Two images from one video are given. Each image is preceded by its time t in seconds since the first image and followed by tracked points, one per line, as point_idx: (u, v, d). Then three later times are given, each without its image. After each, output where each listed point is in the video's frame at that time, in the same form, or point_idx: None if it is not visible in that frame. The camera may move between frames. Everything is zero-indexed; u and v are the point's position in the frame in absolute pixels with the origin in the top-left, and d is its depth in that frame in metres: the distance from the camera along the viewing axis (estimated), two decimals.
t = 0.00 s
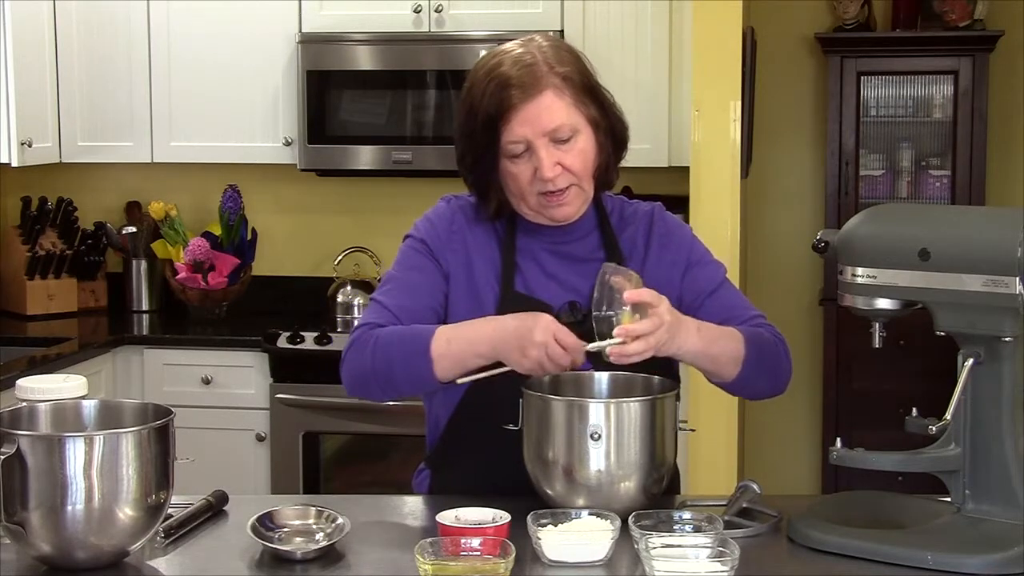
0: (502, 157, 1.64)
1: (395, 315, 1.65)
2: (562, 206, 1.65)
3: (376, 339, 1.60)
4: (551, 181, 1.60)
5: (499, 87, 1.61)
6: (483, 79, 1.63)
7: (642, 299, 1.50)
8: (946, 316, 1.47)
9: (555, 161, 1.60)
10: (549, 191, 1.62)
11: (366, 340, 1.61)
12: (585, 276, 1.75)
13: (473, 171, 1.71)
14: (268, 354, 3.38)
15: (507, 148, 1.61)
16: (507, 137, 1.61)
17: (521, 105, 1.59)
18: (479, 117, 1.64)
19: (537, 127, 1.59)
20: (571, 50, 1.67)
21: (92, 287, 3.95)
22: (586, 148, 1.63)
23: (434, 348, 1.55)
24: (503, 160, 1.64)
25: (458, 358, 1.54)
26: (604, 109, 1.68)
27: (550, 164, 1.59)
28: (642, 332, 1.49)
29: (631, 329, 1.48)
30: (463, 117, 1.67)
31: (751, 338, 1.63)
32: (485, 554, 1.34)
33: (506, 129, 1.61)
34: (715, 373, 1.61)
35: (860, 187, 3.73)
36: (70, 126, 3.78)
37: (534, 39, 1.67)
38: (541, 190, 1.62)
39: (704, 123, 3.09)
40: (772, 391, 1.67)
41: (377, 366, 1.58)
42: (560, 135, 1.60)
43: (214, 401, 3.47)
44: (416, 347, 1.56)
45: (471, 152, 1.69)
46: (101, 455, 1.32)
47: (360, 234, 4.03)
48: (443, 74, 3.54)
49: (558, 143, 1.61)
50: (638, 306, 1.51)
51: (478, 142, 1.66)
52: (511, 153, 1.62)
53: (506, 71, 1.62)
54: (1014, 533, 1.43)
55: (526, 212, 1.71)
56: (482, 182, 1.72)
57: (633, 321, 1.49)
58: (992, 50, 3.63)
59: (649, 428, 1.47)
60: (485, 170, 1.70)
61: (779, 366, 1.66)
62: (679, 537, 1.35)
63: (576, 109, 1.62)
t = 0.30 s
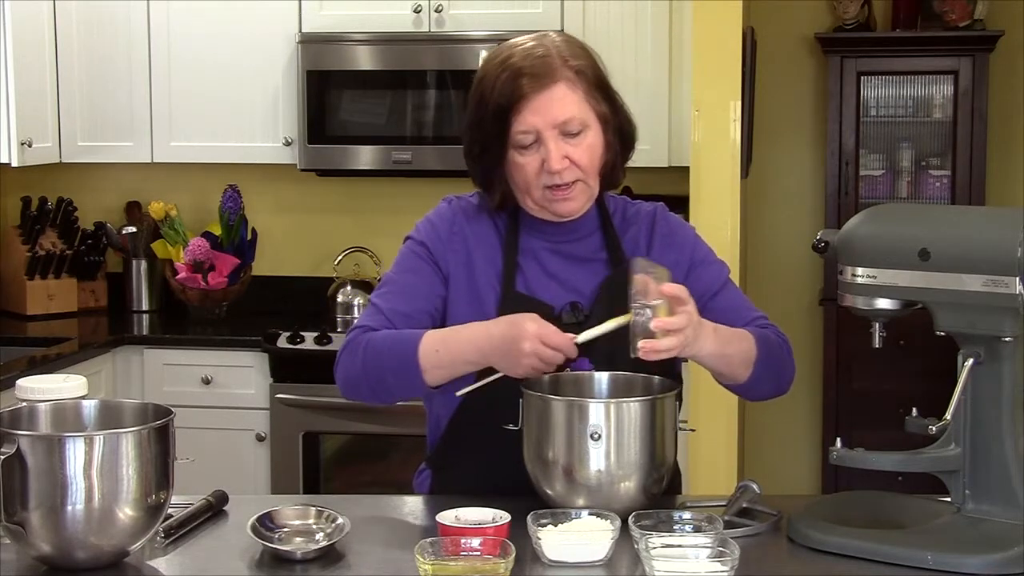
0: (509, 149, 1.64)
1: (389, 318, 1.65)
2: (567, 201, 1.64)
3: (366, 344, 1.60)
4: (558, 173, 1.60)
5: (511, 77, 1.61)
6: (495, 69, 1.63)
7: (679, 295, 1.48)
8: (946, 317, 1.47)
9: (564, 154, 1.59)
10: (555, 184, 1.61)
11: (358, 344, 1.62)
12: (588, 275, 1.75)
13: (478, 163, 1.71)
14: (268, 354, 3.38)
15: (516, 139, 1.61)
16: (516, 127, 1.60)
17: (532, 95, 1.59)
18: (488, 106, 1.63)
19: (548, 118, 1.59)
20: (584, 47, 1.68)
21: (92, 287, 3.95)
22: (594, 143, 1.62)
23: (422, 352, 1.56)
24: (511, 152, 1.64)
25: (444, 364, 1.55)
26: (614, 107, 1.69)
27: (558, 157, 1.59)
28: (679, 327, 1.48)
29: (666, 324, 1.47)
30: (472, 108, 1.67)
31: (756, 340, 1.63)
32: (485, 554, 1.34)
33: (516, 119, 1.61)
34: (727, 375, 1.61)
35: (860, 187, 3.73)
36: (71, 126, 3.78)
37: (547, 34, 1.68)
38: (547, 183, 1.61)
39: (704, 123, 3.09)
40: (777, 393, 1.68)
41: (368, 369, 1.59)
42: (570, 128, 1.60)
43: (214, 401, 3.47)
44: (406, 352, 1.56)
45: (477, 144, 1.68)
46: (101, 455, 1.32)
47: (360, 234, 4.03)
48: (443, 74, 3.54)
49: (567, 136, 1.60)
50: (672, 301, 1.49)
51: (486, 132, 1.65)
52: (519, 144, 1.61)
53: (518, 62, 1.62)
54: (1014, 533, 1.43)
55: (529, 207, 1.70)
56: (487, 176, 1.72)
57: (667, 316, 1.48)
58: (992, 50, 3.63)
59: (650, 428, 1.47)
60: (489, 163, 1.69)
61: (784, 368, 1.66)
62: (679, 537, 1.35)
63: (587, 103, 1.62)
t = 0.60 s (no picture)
0: (518, 142, 1.64)
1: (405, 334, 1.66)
2: (571, 200, 1.64)
3: (389, 364, 1.61)
4: (565, 169, 1.59)
5: (526, 69, 1.61)
6: (510, 60, 1.63)
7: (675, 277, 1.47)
8: (946, 316, 1.47)
9: (572, 150, 1.59)
10: (560, 180, 1.61)
11: (379, 362, 1.62)
12: (589, 276, 1.75)
13: (485, 155, 1.71)
14: (268, 354, 3.38)
15: (526, 131, 1.61)
16: (527, 119, 1.60)
17: (546, 88, 1.60)
18: (500, 96, 1.63)
19: (560, 112, 1.59)
20: (600, 46, 1.68)
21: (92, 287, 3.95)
22: (603, 142, 1.62)
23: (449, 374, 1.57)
24: (519, 145, 1.64)
25: (471, 376, 1.55)
26: (626, 109, 1.69)
27: (566, 152, 1.59)
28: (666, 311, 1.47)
29: (654, 304, 1.46)
30: (484, 99, 1.67)
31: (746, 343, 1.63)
32: (485, 554, 1.34)
33: (528, 111, 1.61)
34: (705, 370, 1.61)
35: (860, 187, 3.73)
36: (71, 125, 3.78)
37: (565, 32, 1.68)
38: (552, 179, 1.61)
39: (704, 123, 3.09)
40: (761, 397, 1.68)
41: (392, 390, 1.60)
42: (581, 124, 1.60)
43: (214, 401, 3.47)
44: (432, 371, 1.58)
45: (485, 135, 1.68)
46: (101, 455, 1.32)
47: (360, 234, 4.03)
48: (443, 74, 3.54)
49: (577, 133, 1.60)
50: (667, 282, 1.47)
51: (495, 124, 1.65)
52: (528, 136, 1.61)
53: (534, 54, 1.62)
54: (1014, 533, 1.43)
55: (534, 203, 1.70)
56: (495, 171, 1.71)
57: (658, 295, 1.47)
58: (992, 50, 3.63)
59: (650, 428, 1.47)
60: (496, 156, 1.69)
61: (768, 371, 1.66)
62: (679, 537, 1.35)
63: (600, 101, 1.63)
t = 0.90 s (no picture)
0: (522, 141, 1.63)
1: (385, 327, 1.66)
2: (573, 200, 1.64)
3: (361, 353, 1.61)
4: (568, 169, 1.60)
5: (533, 68, 1.61)
6: (517, 59, 1.63)
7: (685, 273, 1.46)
8: (945, 317, 1.47)
9: (576, 150, 1.59)
10: (564, 180, 1.61)
11: (354, 350, 1.63)
12: (589, 277, 1.75)
13: (488, 153, 1.71)
14: (268, 354, 3.38)
15: (530, 130, 1.61)
16: (532, 118, 1.60)
17: (552, 88, 1.59)
18: (506, 95, 1.63)
19: (566, 112, 1.59)
20: (605, 47, 1.68)
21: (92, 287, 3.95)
22: (607, 143, 1.62)
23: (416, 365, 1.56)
24: (523, 144, 1.63)
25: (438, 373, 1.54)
26: (630, 111, 1.69)
27: (571, 152, 1.59)
28: (679, 306, 1.47)
29: (665, 299, 1.46)
30: (488, 97, 1.66)
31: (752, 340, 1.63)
32: (485, 554, 1.34)
33: (533, 110, 1.60)
34: (718, 368, 1.61)
35: (860, 187, 3.73)
36: (71, 125, 3.78)
37: (571, 31, 1.68)
38: (556, 178, 1.61)
39: (704, 123, 3.09)
40: (769, 393, 1.67)
41: (361, 379, 1.60)
42: (586, 125, 1.60)
43: (214, 401, 3.47)
44: (403, 362, 1.57)
45: (489, 133, 1.68)
46: (101, 455, 1.32)
47: (360, 234, 4.03)
48: (443, 74, 3.54)
49: (582, 133, 1.60)
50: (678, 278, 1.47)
51: (500, 122, 1.65)
52: (533, 135, 1.61)
53: (541, 54, 1.62)
54: (1014, 533, 1.43)
55: (535, 201, 1.70)
56: (497, 169, 1.71)
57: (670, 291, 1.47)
58: (992, 50, 3.63)
59: (650, 428, 1.47)
60: (499, 155, 1.69)
61: (776, 365, 1.66)
62: (679, 537, 1.35)
63: (605, 102, 1.63)
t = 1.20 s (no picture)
0: (521, 142, 1.63)
1: (388, 312, 1.65)
2: (572, 200, 1.64)
3: (362, 337, 1.60)
4: (568, 170, 1.60)
5: (533, 70, 1.61)
6: (517, 60, 1.63)
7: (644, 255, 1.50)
8: (945, 317, 1.47)
9: (575, 151, 1.59)
10: (563, 181, 1.61)
11: (355, 333, 1.62)
12: (590, 276, 1.75)
13: (487, 153, 1.70)
14: (268, 354, 3.38)
15: (530, 131, 1.61)
16: (531, 120, 1.60)
17: (552, 89, 1.59)
18: (506, 96, 1.63)
19: (566, 113, 1.59)
20: (606, 48, 1.68)
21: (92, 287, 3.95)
22: (606, 145, 1.62)
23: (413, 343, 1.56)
24: (522, 145, 1.63)
25: (434, 354, 1.53)
26: (630, 112, 1.69)
27: (570, 153, 1.59)
28: (653, 283, 1.46)
29: (634, 279, 1.45)
30: (488, 97, 1.66)
31: (757, 334, 1.63)
32: (486, 554, 1.34)
33: (533, 111, 1.60)
34: (721, 366, 1.61)
35: (861, 187, 3.73)
36: (71, 125, 3.78)
37: (571, 32, 1.67)
38: (555, 179, 1.61)
39: (704, 123, 3.09)
40: (776, 386, 1.67)
41: (361, 361, 1.60)
42: (585, 126, 1.60)
43: (214, 401, 3.46)
44: (399, 341, 1.56)
45: (489, 134, 1.68)
46: (101, 455, 1.32)
47: (360, 234, 4.03)
48: (443, 74, 3.54)
49: (581, 134, 1.60)
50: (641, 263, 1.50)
51: (499, 123, 1.65)
52: (532, 136, 1.61)
53: (541, 55, 1.62)
54: (1014, 533, 1.43)
55: (535, 201, 1.70)
56: (497, 169, 1.71)
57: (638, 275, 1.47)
58: (993, 50, 3.63)
59: (650, 428, 1.47)
60: (499, 155, 1.69)
61: (782, 358, 1.66)
62: (679, 537, 1.35)
63: (605, 104, 1.63)
